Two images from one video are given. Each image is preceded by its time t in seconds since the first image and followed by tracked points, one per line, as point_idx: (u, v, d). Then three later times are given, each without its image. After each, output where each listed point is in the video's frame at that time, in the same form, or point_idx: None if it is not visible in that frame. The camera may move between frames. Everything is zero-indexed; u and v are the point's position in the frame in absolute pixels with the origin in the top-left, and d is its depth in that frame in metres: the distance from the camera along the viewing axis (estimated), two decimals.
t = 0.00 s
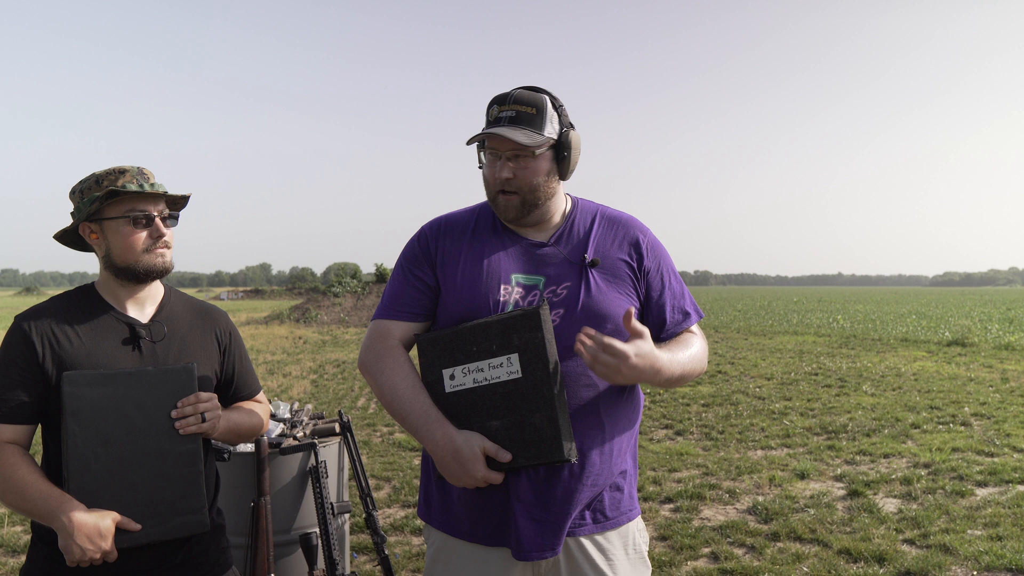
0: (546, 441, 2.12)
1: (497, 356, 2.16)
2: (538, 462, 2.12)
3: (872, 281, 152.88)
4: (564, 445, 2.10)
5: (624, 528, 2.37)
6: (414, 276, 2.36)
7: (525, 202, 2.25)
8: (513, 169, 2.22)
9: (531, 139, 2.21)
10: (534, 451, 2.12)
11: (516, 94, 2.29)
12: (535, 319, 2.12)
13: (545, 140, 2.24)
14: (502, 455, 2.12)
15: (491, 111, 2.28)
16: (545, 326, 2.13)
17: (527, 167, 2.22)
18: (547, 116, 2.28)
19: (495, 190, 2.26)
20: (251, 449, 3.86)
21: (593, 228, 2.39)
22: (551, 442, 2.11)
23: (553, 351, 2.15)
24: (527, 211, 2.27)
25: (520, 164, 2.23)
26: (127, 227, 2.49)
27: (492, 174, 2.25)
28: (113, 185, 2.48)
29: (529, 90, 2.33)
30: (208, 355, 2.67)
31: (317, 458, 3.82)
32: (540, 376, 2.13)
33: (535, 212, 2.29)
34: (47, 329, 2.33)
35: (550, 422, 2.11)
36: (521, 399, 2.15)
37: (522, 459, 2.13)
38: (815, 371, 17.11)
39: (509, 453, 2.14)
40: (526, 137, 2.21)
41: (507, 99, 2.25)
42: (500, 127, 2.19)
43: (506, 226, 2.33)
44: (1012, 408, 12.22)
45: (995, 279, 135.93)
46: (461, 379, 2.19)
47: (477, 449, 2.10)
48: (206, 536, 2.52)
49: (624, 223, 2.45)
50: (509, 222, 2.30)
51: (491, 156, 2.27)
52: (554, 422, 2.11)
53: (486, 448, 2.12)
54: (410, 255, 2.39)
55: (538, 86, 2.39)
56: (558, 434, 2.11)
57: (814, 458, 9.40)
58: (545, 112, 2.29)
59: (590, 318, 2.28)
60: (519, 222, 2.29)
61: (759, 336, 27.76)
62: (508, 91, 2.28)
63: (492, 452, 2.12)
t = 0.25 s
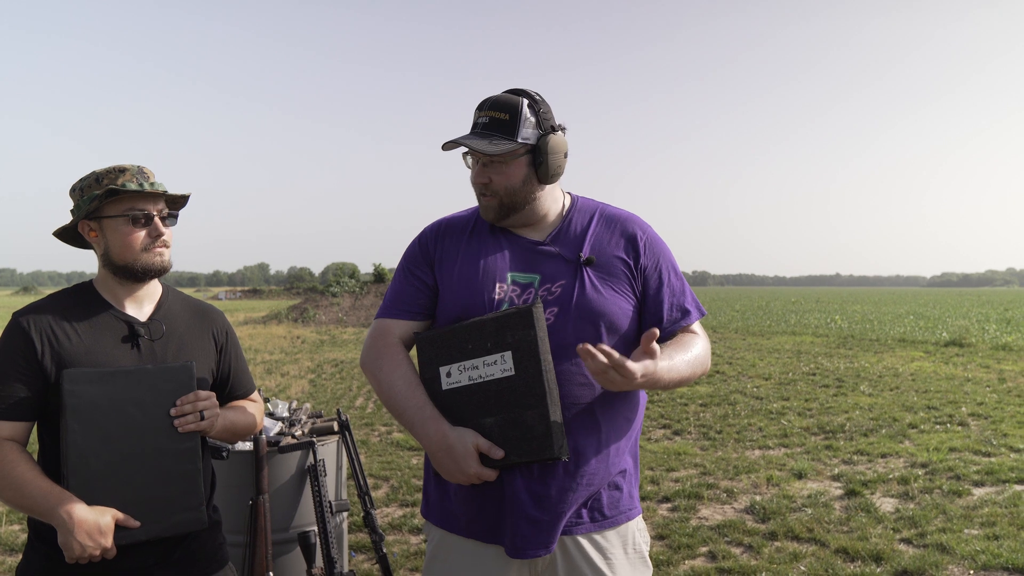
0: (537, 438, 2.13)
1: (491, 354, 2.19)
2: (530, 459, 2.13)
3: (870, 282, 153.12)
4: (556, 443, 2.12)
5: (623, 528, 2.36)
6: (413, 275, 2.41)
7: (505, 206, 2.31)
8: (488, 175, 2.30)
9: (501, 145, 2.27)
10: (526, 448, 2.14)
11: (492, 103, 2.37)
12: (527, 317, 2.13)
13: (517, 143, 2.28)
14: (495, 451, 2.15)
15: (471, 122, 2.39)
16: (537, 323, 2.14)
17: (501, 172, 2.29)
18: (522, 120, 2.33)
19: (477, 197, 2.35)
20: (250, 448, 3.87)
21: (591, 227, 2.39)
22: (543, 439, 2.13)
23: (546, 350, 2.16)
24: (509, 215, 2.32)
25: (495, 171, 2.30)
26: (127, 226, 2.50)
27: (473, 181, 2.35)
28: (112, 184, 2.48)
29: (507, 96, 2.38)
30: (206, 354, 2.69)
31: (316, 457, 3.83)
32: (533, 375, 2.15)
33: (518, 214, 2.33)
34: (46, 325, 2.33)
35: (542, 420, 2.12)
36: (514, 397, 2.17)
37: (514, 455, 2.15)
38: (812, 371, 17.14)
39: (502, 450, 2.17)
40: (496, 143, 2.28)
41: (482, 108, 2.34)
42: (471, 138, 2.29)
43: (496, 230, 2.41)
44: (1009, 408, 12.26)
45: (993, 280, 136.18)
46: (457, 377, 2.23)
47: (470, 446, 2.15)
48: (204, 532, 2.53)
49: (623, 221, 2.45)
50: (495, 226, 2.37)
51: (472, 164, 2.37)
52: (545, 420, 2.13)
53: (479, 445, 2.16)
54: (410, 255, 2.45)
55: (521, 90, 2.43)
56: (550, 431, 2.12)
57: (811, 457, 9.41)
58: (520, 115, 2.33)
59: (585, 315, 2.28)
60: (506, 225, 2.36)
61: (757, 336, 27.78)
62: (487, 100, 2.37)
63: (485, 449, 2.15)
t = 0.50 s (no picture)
0: (531, 437, 2.12)
1: (488, 353, 2.19)
2: (523, 459, 2.13)
3: (870, 282, 153.08)
4: (548, 443, 2.11)
5: (624, 530, 2.35)
6: (417, 275, 2.45)
7: (507, 206, 2.31)
8: (489, 175, 2.31)
9: (500, 145, 2.28)
10: (521, 448, 2.13)
11: (493, 103, 2.38)
12: (522, 317, 2.13)
13: (517, 142, 2.29)
14: (490, 450, 2.15)
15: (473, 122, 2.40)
16: (532, 323, 2.13)
17: (501, 171, 2.30)
18: (522, 119, 2.33)
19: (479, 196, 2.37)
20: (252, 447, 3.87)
21: (594, 227, 2.39)
22: (535, 440, 2.12)
23: (541, 350, 2.15)
24: (511, 215, 2.33)
25: (497, 170, 2.31)
26: (129, 225, 2.50)
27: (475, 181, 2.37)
28: (115, 183, 2.48)
29: (507, 96, 2.39)
30: (206, 354, 2.70)
31: (318, 456, 3.83)
32: (527, 374, 2.14)
33: (519, 213, 2.34)
34: (49, 324, 2.34)
35: (535, 420, 2.12)
36: (509, 397, 2.16)
37: (509, 455, 2.15)
38: (813, 372, 17.15)
39: (497, 449, 2.16)
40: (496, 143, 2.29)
41: (482, 108, 2.35)
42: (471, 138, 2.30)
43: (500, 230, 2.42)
44: (1010, 409, 12.25)
45: (994, 280, 136.11)
46: (456, 376, 2.24)
47: (465, 444, 2.15)
48: (206, 531, 2.54)
49: (627, 222, 2.44)
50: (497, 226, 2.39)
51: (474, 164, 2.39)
52: (539, 421, 2.11)
53: (474, 443, 2.16)
54: (415, 256, 2.49)
55: (522, 89, 2.44)
56: (543, 431, 2.11)
57: (812, 458, 9.41)
58: (520, 115, 2.33)
59: (585, 315, 2.28)
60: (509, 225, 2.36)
61: (758, 337, 27.77)
62: (488, 100, 2.38)
63: (480, 448, 2.16)
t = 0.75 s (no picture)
0: (533, 437, 2.11)
1: (492, 353, 2.19)
2: (526, 459, 2.12)
3: (871, 282, 152.98)
4: (551, 443, 2.10)
5: (629, 531, 2.34)
6: (423, 274, 2.45)
7: (510, 205, 2.31)
8: (492, 174, 2.31)
9: (503, 144, 2.28)
10: (523, 447, 2.13)
11: (498, 103, 2.38)
12: (526, 317, 2.12)
13: (521, 142, 2.29)
14: (493, 449, 2.15)
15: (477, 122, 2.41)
16: (537, 323, 2.12)
17: (505, 171, 2.30)
18: (525, 119, 2.33)
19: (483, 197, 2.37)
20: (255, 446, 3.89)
21: (599, 227, 2.39)
22: (538, 440, 2.11)
23: (545, 349, 2.14)
24: (515, 215, 2.33)
25: (501, 170, 2.31)
26: (134, 230, 2.50)
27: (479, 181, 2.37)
28: (121, 187, 2.48)
29: (512, 97, 2.39)
30: (209, 354, 2.70)
31: (321, 456, 3.80)
32: (530, 374, 2.13)
33: (522, 213, 2.34)
34: (52, 324, 2.34)
35: (538, 420, 2.11)
36: (512, 396, 2.16)
37: (512, 455, 2.14)
38: (815, 371, 17.13)
39: (500, 448, 2.16)
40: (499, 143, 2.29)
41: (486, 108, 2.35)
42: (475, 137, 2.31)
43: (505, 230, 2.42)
44: (1012, 409, 12.23)
45: (995, 280, 135.93)
46: (460, 375, 2.24)
47: (468, 444, 2.15)
48: (211, 530, 2.55)
49: (633, 222, 2.44)
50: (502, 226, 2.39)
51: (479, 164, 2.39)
52: (541, 421, 2.11)
53: (477, 443, 2.16)
54: (420, 256, 2.49)
55: (527, 90, 2.44)
56: (545, 431, 2.10)
57: (814, 458, 9.40)
58: (523, 115, 2.33)
59: (589, 316, 2.28)
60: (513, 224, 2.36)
61: (759, 336, 27.75)
62: (492, 100, 2.38)
63: (483, 447, 2.16)
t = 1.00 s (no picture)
0: (538, 435, 2.10)
1: (497, 351, 2.18)
2: (531, 457, 2.11)
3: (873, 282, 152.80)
4: (555, 440, 2.08)
5: (634, 530, 2.33)
6: (428, 272, 2.44)
7: (516, 202, 2.30)
8: (498, 171, 2.31)
9: (509, 141, 2.28)
10: (528, 445, 2.11)
11: (503, 101, 2.38)
12: (531, 314, 2.11)
13: (526, 139, 2.28)
14: (497, 447, 2.14)
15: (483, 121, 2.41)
16: (541, 321, 2.11)
17: (510, 168, 2.30)
18: (530, 116, 2.32)
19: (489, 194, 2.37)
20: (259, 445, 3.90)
21: (604, 225, 2.38)
22: (542, 437, 2.09)
23: (550, 347, 2.13)
24: (521, 212, 2.31)
25: (507, 167, 2.30)
26: (138, 220, 2.49)
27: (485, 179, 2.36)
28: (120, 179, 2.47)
29: (518, 94, 2.39)
30: (214, 352, 2.69)
31: (325, 455, 3.82)
32: (535, 371, 2.11)
33: (528, 210, 2.32)
34: (57, 322, 2.33)
35: (542, 417, 2.09)
36: (517, 394, 2.14)
37: (516, 453, 2.13)
38: (817, 371, 17.11)
39: (504, 446, 2.15)
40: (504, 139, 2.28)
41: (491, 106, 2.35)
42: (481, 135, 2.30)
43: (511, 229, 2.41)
44: (1015, 408, 12.20)
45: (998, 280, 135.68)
46: (465, 373, 2.23)
47: (473, 442, 2.14)
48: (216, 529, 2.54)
49: (638, 220, 2.42)
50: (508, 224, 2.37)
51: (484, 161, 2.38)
52: (546, 418, 2.09)
53: (482, 441, 2.15)
54: (426, 254, 2.49)
55: (532, 87, 2.43)
56: (549, 428, 2.08)
57: (817, 457, 9.39)
58: (529, 111, 2.33)
59: (594, 314, 2.27)
60: (519, 222, 2.35)
61: (761, 336, 27.70)
62: (498, 98, 2.38)
63: (487, 445, 2.14)
